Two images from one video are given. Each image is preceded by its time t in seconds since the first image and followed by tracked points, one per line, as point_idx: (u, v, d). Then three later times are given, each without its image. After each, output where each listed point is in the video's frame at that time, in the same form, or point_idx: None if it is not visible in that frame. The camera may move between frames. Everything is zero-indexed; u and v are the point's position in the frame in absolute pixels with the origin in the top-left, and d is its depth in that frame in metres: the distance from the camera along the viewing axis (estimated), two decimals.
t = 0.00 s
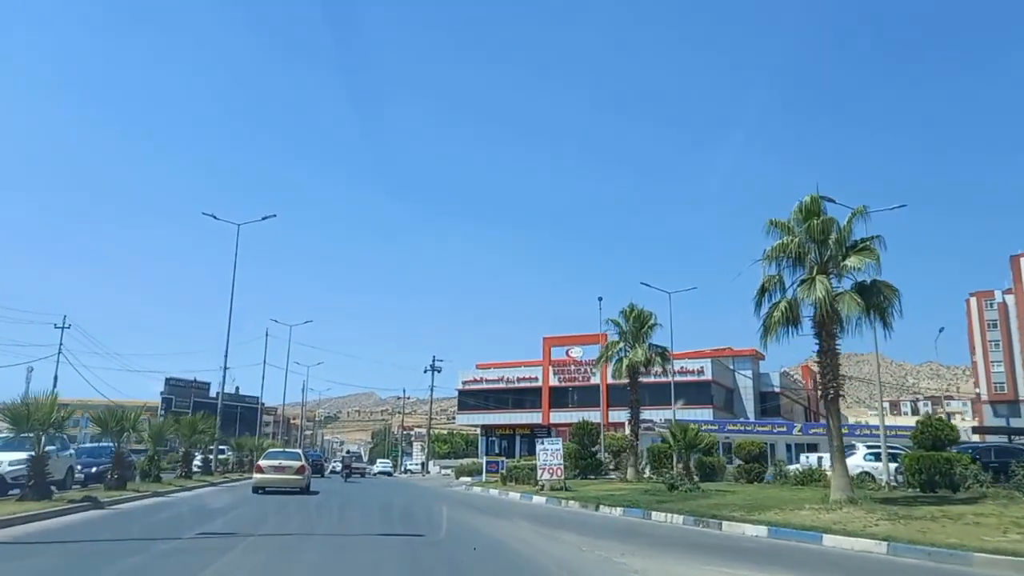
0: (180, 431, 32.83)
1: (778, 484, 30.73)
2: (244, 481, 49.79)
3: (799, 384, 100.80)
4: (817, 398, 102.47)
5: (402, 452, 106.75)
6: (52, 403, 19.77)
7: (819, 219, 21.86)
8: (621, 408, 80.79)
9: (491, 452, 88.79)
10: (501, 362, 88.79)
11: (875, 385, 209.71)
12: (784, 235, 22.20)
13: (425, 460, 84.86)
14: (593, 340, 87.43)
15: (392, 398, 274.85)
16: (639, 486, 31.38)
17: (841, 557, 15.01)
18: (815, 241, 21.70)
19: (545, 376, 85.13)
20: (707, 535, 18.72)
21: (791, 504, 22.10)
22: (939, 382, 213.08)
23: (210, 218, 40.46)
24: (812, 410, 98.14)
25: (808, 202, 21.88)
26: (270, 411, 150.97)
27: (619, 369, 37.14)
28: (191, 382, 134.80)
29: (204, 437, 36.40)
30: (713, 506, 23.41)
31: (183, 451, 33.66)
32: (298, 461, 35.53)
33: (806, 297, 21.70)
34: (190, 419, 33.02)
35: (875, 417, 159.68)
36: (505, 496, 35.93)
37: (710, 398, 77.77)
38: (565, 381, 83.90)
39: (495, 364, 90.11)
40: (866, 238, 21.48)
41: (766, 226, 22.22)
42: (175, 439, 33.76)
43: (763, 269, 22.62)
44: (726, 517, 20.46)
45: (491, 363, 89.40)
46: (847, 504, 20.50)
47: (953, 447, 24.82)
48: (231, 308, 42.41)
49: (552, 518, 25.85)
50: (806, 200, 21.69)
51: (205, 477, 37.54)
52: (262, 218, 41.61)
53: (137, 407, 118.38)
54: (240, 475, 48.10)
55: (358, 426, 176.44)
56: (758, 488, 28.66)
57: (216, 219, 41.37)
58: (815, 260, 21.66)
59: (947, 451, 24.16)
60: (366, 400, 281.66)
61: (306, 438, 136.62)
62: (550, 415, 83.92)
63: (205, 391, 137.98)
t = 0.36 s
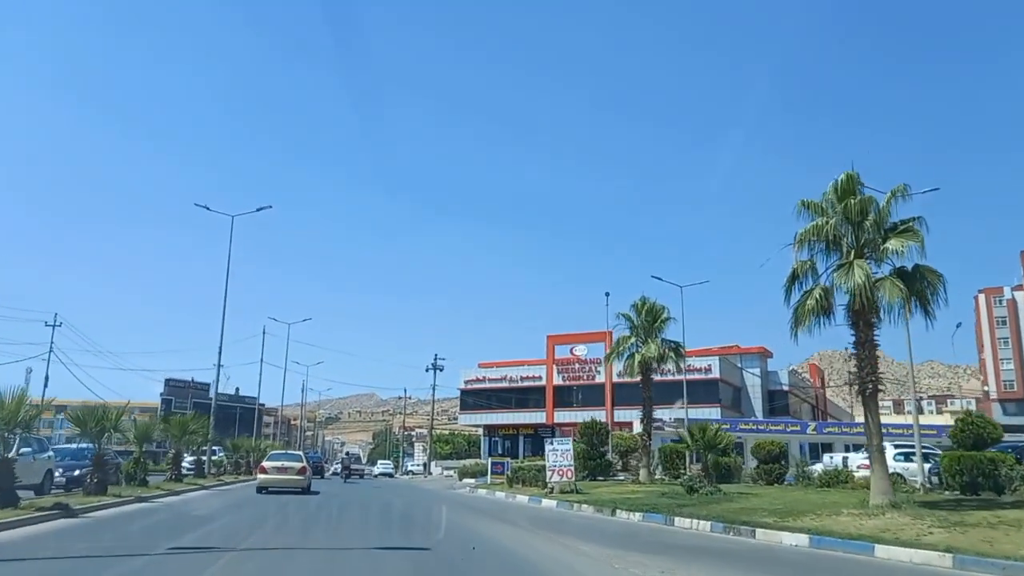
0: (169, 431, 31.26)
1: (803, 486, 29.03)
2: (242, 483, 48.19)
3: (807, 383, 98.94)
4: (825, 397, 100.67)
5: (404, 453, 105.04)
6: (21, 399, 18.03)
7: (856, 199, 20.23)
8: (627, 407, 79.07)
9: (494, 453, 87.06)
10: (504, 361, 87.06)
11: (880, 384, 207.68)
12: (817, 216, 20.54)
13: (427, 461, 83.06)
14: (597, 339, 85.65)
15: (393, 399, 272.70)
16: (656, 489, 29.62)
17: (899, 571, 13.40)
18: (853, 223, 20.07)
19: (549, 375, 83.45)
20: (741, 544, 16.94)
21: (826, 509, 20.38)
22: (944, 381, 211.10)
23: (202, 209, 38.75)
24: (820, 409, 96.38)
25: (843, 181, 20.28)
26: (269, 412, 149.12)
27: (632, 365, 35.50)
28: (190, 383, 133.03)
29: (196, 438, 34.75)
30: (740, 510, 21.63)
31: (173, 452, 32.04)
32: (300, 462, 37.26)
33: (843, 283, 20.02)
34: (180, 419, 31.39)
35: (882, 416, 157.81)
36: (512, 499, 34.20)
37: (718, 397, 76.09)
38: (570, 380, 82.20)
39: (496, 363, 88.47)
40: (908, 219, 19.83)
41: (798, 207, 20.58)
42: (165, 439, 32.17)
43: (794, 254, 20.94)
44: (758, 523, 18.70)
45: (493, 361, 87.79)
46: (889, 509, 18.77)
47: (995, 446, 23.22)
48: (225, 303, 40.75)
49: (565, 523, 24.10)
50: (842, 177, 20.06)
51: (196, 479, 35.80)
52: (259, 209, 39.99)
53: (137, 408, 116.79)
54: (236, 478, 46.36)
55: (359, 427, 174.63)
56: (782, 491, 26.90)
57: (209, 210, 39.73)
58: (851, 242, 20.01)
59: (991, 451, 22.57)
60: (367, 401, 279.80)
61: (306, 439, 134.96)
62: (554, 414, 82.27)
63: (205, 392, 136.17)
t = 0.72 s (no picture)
0: (154, 431, 28.89)
1: (835, 489, 27.00)
2: (237, 485, 46.29)
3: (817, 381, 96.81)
4: (835, 395, 98.55)
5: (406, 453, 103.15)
6: None
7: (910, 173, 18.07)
8: (635, 406, 77.00)
9: (498, 453, 85.15)
10: (508, 360, 85.01)
11: (887, 382, 205.39)
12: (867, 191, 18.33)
13: (429, 462, 81.00)
14: (603, 336, 83.50)
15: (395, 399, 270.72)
16: (677, 493, 27.59)
17: None
18: (908, 198, 17.90)
19: (554, 373, 81.41)
20: (790, 558, 14.93)
21: (876, 516, 18.34)
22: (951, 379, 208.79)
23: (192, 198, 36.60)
24: (830, 408, 94.29)
25: (896, 152, 18.10)
26: (269, 412, 147.24)
27: (649, 360, 33.46)
28: (189, 383, 131.19)
29: (183, 440, 32.38)
30: (777, 516, 19.50)
31: (158, 454, 29.67)
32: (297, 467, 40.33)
33: (898, 266, 17.83)
34: (167, 418, 29.04)
35: (890, 415, 155.55)
36: (520, 504, 32.08)
37: (729, 395, 74.02)
38: (575, 379, 80.19)
39: (500, 362, 86.48)
40: (970, 194, 17.72)
41: (843, 182, 18.42)
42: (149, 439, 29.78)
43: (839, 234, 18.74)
44: (804, 532, 16.57)
45: (496, 360, 85.82)
46: (952, 518, 16.73)
47: None
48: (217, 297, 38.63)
49: (578, 533, 22.18)
50: (896, 147, 17.87)
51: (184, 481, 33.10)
52: (251, 197, 37.88)
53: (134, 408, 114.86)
54: (229, 479, 44.26)
55: (360, 427, 172.72)
56: (815, 495, 24.78)
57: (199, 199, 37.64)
58: (906, 220, 17.82)
59: None
60: (368, 401, 277.91)
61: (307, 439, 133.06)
62: (559, 414, 80.28)
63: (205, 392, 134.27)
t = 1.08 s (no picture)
0: (141, 430, 26.91)
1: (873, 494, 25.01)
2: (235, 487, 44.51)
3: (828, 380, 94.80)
4: (847, 395, 96.54)
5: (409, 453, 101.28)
6: None
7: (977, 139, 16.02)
8: (644, 406, 74.99)
9: (503, 454, 83.26)
10: (513, 358, 83.09)
11: (894, 382, 203.21)
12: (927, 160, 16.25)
13: (433, 462, 79.08)
14: (611, 334, 81.50)
15: (397, 400, 268.78)
16: (702, 498, 25.49)
17: None
18: (976, 167, 15.83)
19: (560, 372, 79.45)
20: None
21: (940, 526, 16.28)
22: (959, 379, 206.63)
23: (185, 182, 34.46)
24: (842, 407, 92.26)
25: (962, 115, 16.04)
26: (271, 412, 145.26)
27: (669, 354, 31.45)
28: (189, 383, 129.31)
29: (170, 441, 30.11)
30: (824, 526, 17.41)
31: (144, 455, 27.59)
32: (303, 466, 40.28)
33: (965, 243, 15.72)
34: (153, 415, 27.06)
35: (899, 415, 153.55)
36: (532, 509, 30.02)
37: (741, 395, 72.03)
38: (582, 378, 78.23)
39: (504, 360, 84.60)
40: None
41: (902, 149, 16.33)
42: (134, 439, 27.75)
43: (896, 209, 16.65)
44: (865, 545, 14.51)
45: (501, 358, 83.95)
46: None
47: None
48: (212, 287, 36.49)
49: (596, 541, 20.24)
50: (964, 109, 15.79)
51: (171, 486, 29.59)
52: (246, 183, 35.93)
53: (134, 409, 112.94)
54: (226, 480, 42.34)
55: (363, 428, 170.82)
56: (856, 501, 22.73)
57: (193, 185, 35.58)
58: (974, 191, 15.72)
59: None
60: (371, 402, 276.01)
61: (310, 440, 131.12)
62: (566, 413, 78.34)
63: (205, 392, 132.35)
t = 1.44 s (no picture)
0: (123, 429, 24.94)
1: (916, 500, 22.98)
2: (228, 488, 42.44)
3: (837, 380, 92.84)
4: (856, 395, 94.57)
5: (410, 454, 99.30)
6: None
7: None
8: (651, 405, 73.00)
9: (505, 455, 81.30)
10: (516, 357, 81.15)
11: (899, 383, 201.38)
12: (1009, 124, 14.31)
13: (434, 463, 77.12)
14: (618, 332, 79.51)
15: (398, 400, 266.87)
16: (730, 505, 23.46)
17: None
18: None
19: (564, 370, 77.50)
20: None
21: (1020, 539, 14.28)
22: (963, 378, 204.93)
23: (175, 168, 32.37)
24: (850, 407, 90.38)
25: None
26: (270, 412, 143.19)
27: (689, 349, 29.47)
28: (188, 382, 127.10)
29: (154, 441, 28.03)
30: (885, 539, 15.33)
31: (125, 453, 25.56)
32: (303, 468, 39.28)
33: None
34: (136, 412, 25.12)
35: (905, 415, 152.01)
36: (542, 514, 27.92)
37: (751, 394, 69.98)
38: (587, 377, 76.24)
39: (506, 359, 82.74)
40: None
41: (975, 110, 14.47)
42: (114, 439, 25.76)
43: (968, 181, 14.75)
44: (944, 564, 12.50)
45: (504, 357, 82.10)
46: None
47: None
48: (203, 279, 34.42)
49: (616, 550, 18.33)
50: None
51: (153, 489, 27.32)
52: (241, 169, 33.84)
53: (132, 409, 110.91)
54: (222, 482, 40.40)
55: (364, 429, 168.87)
56: (904, 509, 20.66)
57: (183, 171, 33.17)
58: None
59: None
60: (371, 403, 274.01)
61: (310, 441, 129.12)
62: (570, 413, 76.36)
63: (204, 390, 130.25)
